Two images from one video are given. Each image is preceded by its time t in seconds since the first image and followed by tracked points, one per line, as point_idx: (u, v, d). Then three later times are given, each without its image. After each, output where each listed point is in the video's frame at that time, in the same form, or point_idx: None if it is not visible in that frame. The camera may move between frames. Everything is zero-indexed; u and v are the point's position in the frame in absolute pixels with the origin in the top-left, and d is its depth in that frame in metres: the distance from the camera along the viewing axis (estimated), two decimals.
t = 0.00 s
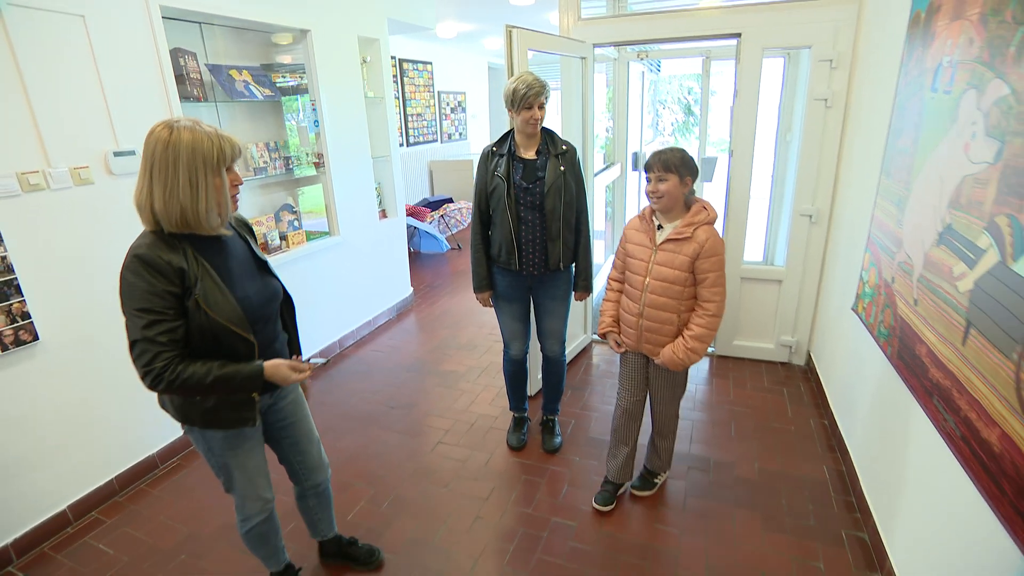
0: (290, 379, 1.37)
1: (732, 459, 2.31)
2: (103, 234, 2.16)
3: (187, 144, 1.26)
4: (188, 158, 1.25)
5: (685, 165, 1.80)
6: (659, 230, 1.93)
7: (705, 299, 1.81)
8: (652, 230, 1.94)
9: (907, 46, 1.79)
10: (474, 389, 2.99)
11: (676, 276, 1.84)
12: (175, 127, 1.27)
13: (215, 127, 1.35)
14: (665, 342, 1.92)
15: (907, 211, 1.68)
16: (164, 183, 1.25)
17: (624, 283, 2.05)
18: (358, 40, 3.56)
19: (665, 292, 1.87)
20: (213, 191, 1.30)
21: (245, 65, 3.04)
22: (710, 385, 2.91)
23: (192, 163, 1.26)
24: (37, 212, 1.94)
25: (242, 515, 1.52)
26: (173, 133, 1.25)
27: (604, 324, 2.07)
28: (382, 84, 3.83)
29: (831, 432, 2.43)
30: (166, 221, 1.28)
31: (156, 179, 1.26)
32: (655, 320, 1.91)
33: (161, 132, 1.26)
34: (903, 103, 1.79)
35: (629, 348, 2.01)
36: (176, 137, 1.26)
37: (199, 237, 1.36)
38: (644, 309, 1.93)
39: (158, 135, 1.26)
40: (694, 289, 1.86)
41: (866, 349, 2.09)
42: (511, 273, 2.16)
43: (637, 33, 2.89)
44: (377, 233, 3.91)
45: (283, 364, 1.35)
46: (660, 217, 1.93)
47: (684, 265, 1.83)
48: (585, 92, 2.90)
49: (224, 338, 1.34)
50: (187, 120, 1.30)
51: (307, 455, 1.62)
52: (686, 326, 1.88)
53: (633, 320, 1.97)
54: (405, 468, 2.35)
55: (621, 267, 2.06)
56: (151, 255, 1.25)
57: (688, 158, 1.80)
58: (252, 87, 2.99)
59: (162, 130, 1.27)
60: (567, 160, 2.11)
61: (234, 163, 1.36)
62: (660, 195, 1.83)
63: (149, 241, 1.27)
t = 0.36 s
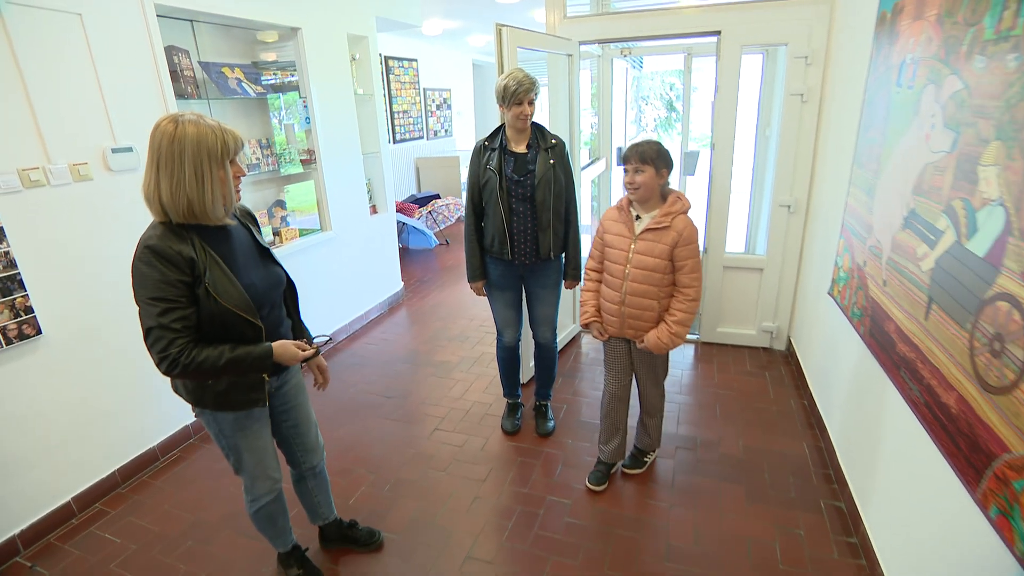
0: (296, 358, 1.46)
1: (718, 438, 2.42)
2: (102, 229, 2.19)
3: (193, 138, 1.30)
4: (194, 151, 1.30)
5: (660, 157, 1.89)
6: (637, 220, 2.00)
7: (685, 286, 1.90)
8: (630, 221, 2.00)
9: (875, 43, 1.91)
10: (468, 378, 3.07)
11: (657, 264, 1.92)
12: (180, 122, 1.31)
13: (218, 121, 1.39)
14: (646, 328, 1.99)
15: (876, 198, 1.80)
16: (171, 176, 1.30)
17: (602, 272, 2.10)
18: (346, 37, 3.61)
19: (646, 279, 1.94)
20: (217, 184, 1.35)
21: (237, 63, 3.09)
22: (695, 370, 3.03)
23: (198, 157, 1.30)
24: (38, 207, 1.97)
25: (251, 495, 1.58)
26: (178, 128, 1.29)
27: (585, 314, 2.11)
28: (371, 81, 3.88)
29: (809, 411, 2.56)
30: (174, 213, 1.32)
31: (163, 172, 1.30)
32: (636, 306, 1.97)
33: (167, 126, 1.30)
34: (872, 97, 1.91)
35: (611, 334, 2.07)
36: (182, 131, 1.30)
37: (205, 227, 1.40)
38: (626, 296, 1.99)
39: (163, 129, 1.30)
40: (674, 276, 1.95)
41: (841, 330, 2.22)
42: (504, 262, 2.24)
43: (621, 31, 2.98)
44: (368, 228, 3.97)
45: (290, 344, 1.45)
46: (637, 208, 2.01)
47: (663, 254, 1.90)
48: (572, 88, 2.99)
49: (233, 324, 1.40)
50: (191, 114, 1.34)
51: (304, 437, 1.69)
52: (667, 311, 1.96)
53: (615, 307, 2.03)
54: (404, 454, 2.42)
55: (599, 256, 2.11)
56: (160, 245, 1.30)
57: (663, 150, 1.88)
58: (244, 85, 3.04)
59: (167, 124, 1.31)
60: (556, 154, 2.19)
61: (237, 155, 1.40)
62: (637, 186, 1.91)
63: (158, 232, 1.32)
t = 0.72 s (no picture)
0: (298, 353, 1.52)
1: (703, 430, 2.51)
2: (100, 233, 2.23)
3: (198, 144, 1.36)
4: (199, 157, 1.36)
5: (632, 160, 1.94)
6: (611, 221, 2.05)
7: (659, 282, 1.95)
8: (604, 221, 2.05)
9: (845, 51, 2.02)
10: (460, 377, 3.13)
11: (631, 263, 1.97)
12: (186, 128, 1.37)
13: (221, 127, 1.44)
14: (624, 325, 2.04)
15: (848, 197, 1.90)
16: (177, 180, 1.35)
17: (579, 272, 2.15)
18: (337, 44, 3.67)
19: (622, 278, 1.99)
20: (221, 188, 1.41)
21: (231, 70, 3.12)
22: (681, 367, 3.12)
23: (203, 162, 1.36)
24: (37, 212, 2.01)
25: (253, 488, 1.63)
26: (184, 134, 1.34)
27: (564, 313, 2.16)
28: (361, 87, 3.95)
29: (791, 404, 2.66)
30: (179, 216, 1.38)
31: (169, 177, 1.35)
32: (614, 304, 2.02)
33: (173, 132, 1.36)
34: (842, 102, 2.02)
35: (591, 332, 2.12)
36: (187, 137, 1.35)
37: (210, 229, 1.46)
38: (603, 294, 2.04)
39: (169, 135, 1.36)
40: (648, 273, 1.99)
41: (818, 324, 2.32)
42: (494, 262, 2.32)
43: (605, 39, 3.08)
44: (359, 231, 4.02)
45: (291, 339, 1.51)
46: (610, 209, 2.05)
47: (637, 252, 1.95)
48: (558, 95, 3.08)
49: (238, 320, 1.46)
50: (196, 121, 1.39)
51: (305, 432, 1.74)
52: (643, 308, 2.00)
53: (593, 306, 2.07)
54: (399, 451, 2.48)
55: (575, 256, 2.15)
56: (167, 246, 1.35)
57: (636, 153, 1.94)
58: (237, 91, 3.08)
59: (172, 131, 1.36)
60: (545, 157, 2.27)
61: (240, 160, 1.46)
62: (608, 188, 1.96)
63: (165, 233, 1.38)
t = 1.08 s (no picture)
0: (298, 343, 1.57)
1: (691, 420, 2.57)
2: (94, 234, 2.25)
3: (195, 143, 1.39)
4: (197, 156, 1.39)
5: (608, 156, 1.97)
6: (587, 215, 2.07)
7: (633, 276, 1.98)
8: (580, 216, 2.07)
9: (823, 47, 2.08)
10: (453, 373, 3.18)
11: (606, 257, 1.99)
12: (182, 128, 1.40)
13: (215, 127, 1.48)
14: (601, 318, 2.06)
15: (828, 190, 1.96)
16: (175, 179, 1.39)
17: (558, 266, 2.17)
18: (327, 45, 3.70)
19: (598, 271, 2.01)
20: (219, 186, 1.45)
21: (222, 72, 3.13)
22: (670, 359, 3.18)
23: (200, 161, 1.40)
24: (32, 214, 2.03)
25: (254, 481, 1.66)
26: (181, 134, 1.38)
27: (544, 306, 2.19)
28: (351, 87, 3.97)
29: (777, 393, 2.72)
30: (178, 214, 1.41)
31: (167, 176, 1.39)
32: (590, 297, 2.05)
33: (169, 133, 1.39)
34: (821, 97, 2.08)
35: (570, 324, 2.15)
36: (184, 137, 1.39)
37: (208, 227, 1.50)
38: (579, 288, 2.06)
39: (166, 135, 1.39)
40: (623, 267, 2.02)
41: (802, 314, 2.39)
42: (485, 258, 2.36)
43: (592, 37, 3.13)
44: (352, 230, 4.05)
45: (291, 330, 1.56)
46: (587, 204, 2.08)
47: (612, 246, 1.98)
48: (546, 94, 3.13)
49: (240, 314, 1.50)
50: (191, 121, 1.43)
51: (303, 424, 1.78)
52: (619, 301, 2.03)
53: (570, 300, 2.10)
54: (395, 445, 2.52)
55: (553, 250, 2.17)
56: (170, 243, 1.39)
57: (612, 150, 1.97)
58: (229, 92, 3.12)
59: (169, 131, 1.39)
60: (534, 155, 2.31)
61: (236, 158, 1.50)
62: (582, 184, 1.98)
63: (166, 231, 1.41)
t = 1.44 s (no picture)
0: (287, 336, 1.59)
1: (678, 412, 2.61)
2: (82, 232, 2.25)
3: (182, 140, 1.40)
4: (184, 153, 1.40)
5: (585, 152, 1.98)
6: (565, 211, 2.09)
7: (609, 270, 1.98)
8: (558, 212, 2.09)
9: (805, 44, 2.10)
10: (444, 368, 3.20)
11: (582, 252, 2.00)
12: (169, 126, 1.41)
13: (203, 124, 1.49)
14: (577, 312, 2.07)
15: (809, 185, 1.99)
16: (163, 175, 1.40)
17: (539, 261, 2.19)
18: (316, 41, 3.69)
19: (574, 266, 2.03)
20: (207, 182, 1.46)
21: (211, 69, 3.14)
22: (659, 353, 3.22)
23: (188, 158, 1.41)
24: (18, 211, 2.03)
25: (244, 474, 1.68)
26: (168, 131, 1.39)
27: (526, 300, 2.22)
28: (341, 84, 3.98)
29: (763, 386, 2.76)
30: (167, 210, 1.43)
31: (155, 173, 1.40)
32: (566, 292, 2.06)
33: (156, 130, 1.40)
34: (803, 93, 2.10)
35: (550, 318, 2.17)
36: (171, 134, 1.40)
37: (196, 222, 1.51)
38: (557, 283, 2.08)
39: (153, 132, 1.40)
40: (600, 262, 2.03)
41: (786, 307, 2.42)
42: (472, 253, 2.38)
43: (580, 34, 3.14)
44: (342, 227, 4.06)
45: (279, 323, 1.57)
46: (566, 199, 2.09)
47: (587, 241, 1.99)
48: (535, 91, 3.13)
49: (228, 309, 1.51)
50: (178, 118, 1.44)
51: (292, 418, 1.80)
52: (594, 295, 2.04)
53: (549, 294, 2.12)
54: (385, 439, 2.54)
55: (534, 245, 2.20)
56: (158, 239, 1.40)
57: (589, 146, 1.99)
58: (217, 89, 3.09)
59: (156, 128, 1.40)
60: (521, 151, 2.33)
61: (223, 155, 1.51)
62: (560, 179, 2.00)
63: (154, 227, 1.42)
